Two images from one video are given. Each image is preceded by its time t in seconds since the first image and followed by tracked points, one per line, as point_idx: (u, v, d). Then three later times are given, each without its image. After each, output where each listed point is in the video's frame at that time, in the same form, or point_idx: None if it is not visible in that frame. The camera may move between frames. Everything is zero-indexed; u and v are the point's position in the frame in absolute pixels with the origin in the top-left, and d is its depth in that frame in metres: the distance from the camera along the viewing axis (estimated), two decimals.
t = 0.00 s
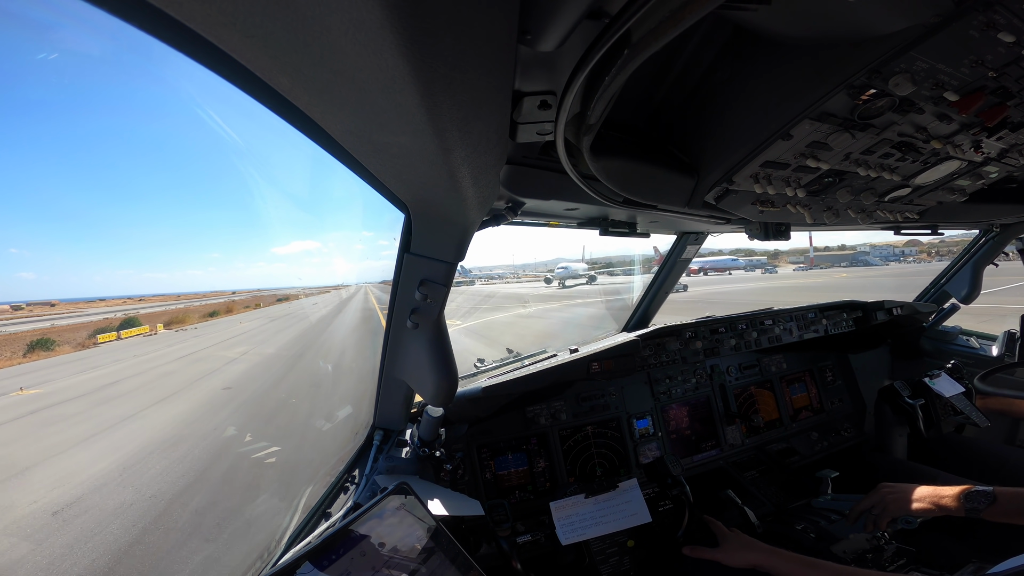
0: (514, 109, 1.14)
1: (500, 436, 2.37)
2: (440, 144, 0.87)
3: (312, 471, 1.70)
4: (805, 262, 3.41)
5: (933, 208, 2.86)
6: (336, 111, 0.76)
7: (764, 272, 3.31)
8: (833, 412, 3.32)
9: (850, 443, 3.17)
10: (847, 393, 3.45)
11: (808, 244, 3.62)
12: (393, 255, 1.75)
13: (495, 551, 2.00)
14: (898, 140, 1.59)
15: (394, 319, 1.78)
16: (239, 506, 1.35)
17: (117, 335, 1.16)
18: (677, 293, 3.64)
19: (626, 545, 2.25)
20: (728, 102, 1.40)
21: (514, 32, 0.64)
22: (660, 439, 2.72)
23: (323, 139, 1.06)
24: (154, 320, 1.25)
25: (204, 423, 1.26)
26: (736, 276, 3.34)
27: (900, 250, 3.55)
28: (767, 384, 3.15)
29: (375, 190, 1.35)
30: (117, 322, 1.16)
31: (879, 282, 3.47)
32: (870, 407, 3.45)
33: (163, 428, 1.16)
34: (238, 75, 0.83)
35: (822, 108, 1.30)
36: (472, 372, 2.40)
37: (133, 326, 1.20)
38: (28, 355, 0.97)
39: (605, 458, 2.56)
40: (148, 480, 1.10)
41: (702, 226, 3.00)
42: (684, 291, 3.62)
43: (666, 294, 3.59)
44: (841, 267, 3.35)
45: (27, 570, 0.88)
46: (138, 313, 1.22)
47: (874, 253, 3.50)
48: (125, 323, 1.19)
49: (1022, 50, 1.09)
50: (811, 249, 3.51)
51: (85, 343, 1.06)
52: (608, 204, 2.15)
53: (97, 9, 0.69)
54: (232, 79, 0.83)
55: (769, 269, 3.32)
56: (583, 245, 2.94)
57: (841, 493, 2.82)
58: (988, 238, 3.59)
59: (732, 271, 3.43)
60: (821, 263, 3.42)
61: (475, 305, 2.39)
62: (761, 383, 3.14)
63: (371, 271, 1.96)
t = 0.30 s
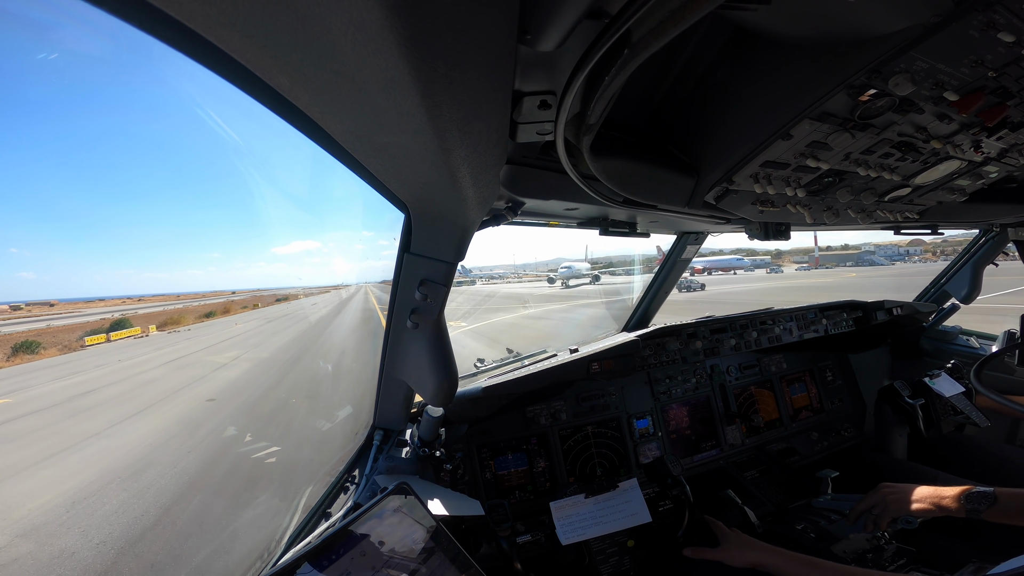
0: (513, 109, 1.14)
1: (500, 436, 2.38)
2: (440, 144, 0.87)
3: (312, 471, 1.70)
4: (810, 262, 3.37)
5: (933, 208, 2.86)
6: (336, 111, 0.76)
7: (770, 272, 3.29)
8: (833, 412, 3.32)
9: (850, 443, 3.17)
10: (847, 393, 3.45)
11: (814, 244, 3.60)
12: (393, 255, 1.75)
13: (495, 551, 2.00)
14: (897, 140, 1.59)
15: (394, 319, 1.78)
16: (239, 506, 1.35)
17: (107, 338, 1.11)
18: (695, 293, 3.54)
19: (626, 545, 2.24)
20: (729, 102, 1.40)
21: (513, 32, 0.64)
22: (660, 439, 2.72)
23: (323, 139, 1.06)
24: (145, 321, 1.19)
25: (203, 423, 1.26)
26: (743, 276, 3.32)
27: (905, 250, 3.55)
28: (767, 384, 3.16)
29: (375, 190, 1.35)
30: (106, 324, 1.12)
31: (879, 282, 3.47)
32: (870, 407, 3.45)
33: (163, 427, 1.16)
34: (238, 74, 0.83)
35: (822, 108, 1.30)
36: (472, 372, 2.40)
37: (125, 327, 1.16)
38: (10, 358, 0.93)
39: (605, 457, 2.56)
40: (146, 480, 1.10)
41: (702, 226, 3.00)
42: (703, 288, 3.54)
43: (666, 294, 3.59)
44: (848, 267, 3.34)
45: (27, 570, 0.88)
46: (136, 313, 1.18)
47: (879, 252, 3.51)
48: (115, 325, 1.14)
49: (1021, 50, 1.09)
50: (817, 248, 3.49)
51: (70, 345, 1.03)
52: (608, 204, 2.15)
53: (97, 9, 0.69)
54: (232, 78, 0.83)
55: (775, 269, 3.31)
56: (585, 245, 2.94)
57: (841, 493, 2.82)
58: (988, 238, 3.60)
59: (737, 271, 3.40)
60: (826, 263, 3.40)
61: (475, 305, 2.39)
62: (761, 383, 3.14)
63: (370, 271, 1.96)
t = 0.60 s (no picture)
0: (514, 109, 1.14)
1: (500, 436, 2.37)
2: (440, 144, 0.87)
3: (312, 471, 1.70)
4: (814, 261, 3.41)
5: (933, 208, 2.86)
6: (336, 111, 0.76)
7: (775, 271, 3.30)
8: (833, 412, 3.32)
9: (850, 443, 3.17)
10: (847, 393, 3.45)
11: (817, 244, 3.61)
12: (393, 255, 1.75)
13: (495, 551, 2.00)
14: (898, 140, 1.59)
15: (394, 319, 1.78)
16: (239, 506, 1.35)
17: (94, 340, 1.08)
18: (713, 293, 3.38)
19: (626, 545, 2.24)
20: (729, 102, 1.40)
21: (513, 32, 0.64)
22: (660, 439, 2.72)
23: (323, 139, 1.06)
24: (135, 323, 1.19)
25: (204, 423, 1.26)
26: (746, 276, 3.31)
27: (910, 250, 3.53)
28: (767, 384, 3.15)
29: (375, 190, 1.35)
30: (92, 326, 1.08)
31: (880, 282, 3.47)
32: (870, 407, 3.45)
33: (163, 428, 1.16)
34: (237, 74, 0.83)
35: (822, 108, 1.30)
36: (472, 372, 2.40)
37: (114, 330, 1.14)
38: None
39: (605, 457, 2.56)
40: (146, 480, 1.10)
41: (702, 226, 3.00)
42: (719, 288, 3.37)
43: (666, 294, 3.59)
44: (855, 266, 3.33)
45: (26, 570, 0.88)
46: (132, 314, 1.19)
47: (883, 252, 3.50)
48: (104, 327, 1.11)
49: (1021, 50, 1.09)
50: (822, 249, 3.50)
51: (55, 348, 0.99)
52: (608, 204, 2.15)
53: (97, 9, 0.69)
54: (232, 78, 0.83)
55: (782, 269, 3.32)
56: (588, 245, 2.94)
57: (841, 493, 2.82)
58: (988, 239, 3.59)
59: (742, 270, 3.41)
60: (832, 263, 3.40)
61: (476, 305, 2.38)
62: (761, 383, 3.14)
63: (370, 271, 1.96)
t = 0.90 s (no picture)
0: (513, 109, 1.14)
1: (500, 436, 2.37)
2: (440, 144, 0.87)
3: (312, 471, 1.70)
4: (818, 261, 3.38)
5: (933, 208, 2.86)
6: (336, 111, 0.76)
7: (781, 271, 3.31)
8: (833, 412, 3.32)
9: (850, 443, 3.16)
10: (847, 393, 3.45)
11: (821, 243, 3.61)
12: (393, 255, 1.76)
13: (495, 551, 2.00)
14: (898, 140, 1.59)
15: (394, 319, 1.78)
16: (239, 506, 1.35)
17: (81, 343, 1.07)
18: (718, 292, 3.37)
19: (626, 545, 2.24)
20: (729, 102, 1.40)
21: (514, 33, 0.64)
22: (660, 439, 2.72)
23: (323, 140, 1.06)
24: (126, 325, 1.16)
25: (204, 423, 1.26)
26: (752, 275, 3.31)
27: (914, 250, 3.57)
28: (768, 384, 3.16)
29: (375, 190, 1.35)
30: (82, 328, 1.07)
31: (880, 282, 3.47)
32: (870, 407, 3.45)
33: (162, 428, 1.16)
34: (237, 74, 0.83)
35: (822, 108, 1.30)
36: (472, 372, 2.40)
37: (102, 331, 1.12)
38: None
39: (605, 458, 2.56)
40: (146, 480, 1.10)
41: (703, 226, 3.00)
42: (738, 288, 3.31)
43: (666, 294, 3.59)
44: (861, 265, 3.37)
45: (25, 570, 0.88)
46: (130, 314, 1.18)
47: (888, 252, 3.55)
48: (92, 329, 1.10)
49: (1021, 50, 1.09)
50: (827, 246, 3.50)
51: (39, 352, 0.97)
52: (608, 204, 2.15)
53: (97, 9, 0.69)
54: (232, 79, 0.83)
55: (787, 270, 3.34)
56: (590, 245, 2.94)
57: (841, 493, 2.82)
58: (988, 239, 3.60)
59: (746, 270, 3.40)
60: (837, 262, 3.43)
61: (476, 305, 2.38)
62: (761, 383, 3.14)
63: (370, 271, 1.96)
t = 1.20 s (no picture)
0: (514, 109, 1.14)
1: (500, 436, 2.37)
2: (440, 144, 0.87)
3: (312, 471, 1.70)
4: (821, 261, 3.38)
5: (933, 208, 2.86)
6: (335, 111, 0.76)
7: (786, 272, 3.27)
8: (833, 412, 3.32)
9: (850, 443, 3.16)
10: (847, 393, 3.45)
11: (826, 243, 3.57)
12: (393, 255, 1.75)
13: (494, 551, 2.00)
14: (898, 140, 1.59)
15: (394, 319, 1.78)
16: (239, 506, 1.35)
17: (67, 345, 1.05)
18: (718, 292, 3.37)
19: (626, 545, 2.24)
20: (729, 102, 1.40)
21: (514, 33, 0.64)
22: (660, 439, 2.72)
23: (323, 139, 1.06)
24: (114, 326, 1.13)
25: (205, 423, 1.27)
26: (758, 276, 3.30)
27: (920, 249, 3.57)
28: (767, 384, 3.16)
29: (375, 190, 1.35)
30: (69, 330, 1.05)
31: (880, 282, 3.47)
32: (870, 406, 3.45)
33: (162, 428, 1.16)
34: (237, 74, 0.83)
35: (822, 108, 1.30)
36: (472, 372, 2.40)
37: (90, 334, 1.08)
38: None
39: (605, 458, 2.56)
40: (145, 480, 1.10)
41: (703, 226, 3.00)
42: (755, 288, 3.26)
43: (666, 294, 3.59)
44: (864, 264, 3.38)
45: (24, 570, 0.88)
46: (127, 314, 1.17)
47: (892, 252, 3.55)
48: (79, 331, 1.07)
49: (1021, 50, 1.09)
50: (831, 245, 3.51)
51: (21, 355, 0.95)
52: (608, 204, 2.15)
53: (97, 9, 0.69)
54: (231, 78, 0.83)
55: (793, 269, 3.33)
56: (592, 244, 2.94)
57: (841, 493, 2.82)
58: (988, 239, 3.61)
59: (749, 270, 3.38)
60: (841, 262, 3.44)
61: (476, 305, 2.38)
62: (761, 383, 3.14)
63: (371, 271, 1.96)
